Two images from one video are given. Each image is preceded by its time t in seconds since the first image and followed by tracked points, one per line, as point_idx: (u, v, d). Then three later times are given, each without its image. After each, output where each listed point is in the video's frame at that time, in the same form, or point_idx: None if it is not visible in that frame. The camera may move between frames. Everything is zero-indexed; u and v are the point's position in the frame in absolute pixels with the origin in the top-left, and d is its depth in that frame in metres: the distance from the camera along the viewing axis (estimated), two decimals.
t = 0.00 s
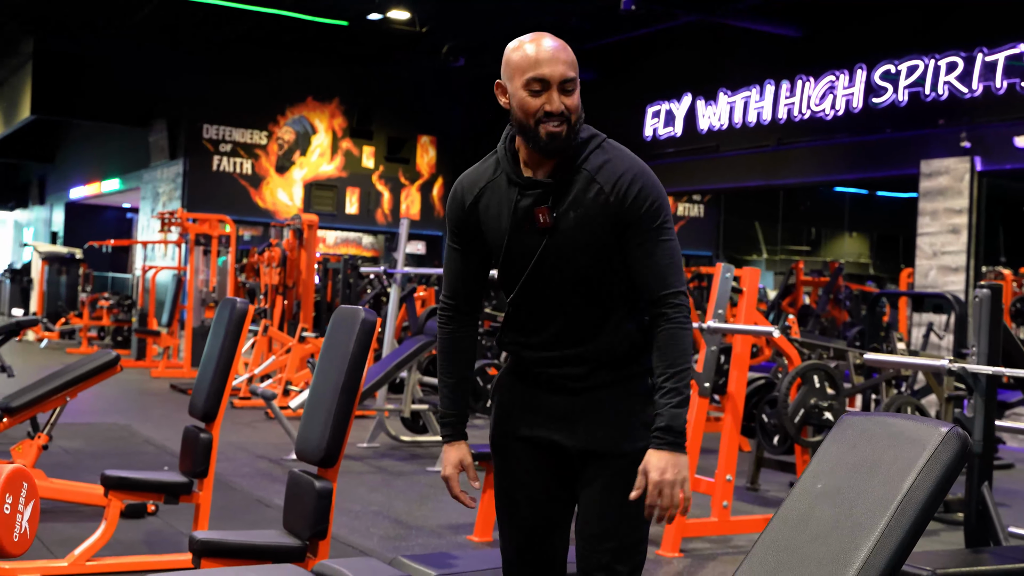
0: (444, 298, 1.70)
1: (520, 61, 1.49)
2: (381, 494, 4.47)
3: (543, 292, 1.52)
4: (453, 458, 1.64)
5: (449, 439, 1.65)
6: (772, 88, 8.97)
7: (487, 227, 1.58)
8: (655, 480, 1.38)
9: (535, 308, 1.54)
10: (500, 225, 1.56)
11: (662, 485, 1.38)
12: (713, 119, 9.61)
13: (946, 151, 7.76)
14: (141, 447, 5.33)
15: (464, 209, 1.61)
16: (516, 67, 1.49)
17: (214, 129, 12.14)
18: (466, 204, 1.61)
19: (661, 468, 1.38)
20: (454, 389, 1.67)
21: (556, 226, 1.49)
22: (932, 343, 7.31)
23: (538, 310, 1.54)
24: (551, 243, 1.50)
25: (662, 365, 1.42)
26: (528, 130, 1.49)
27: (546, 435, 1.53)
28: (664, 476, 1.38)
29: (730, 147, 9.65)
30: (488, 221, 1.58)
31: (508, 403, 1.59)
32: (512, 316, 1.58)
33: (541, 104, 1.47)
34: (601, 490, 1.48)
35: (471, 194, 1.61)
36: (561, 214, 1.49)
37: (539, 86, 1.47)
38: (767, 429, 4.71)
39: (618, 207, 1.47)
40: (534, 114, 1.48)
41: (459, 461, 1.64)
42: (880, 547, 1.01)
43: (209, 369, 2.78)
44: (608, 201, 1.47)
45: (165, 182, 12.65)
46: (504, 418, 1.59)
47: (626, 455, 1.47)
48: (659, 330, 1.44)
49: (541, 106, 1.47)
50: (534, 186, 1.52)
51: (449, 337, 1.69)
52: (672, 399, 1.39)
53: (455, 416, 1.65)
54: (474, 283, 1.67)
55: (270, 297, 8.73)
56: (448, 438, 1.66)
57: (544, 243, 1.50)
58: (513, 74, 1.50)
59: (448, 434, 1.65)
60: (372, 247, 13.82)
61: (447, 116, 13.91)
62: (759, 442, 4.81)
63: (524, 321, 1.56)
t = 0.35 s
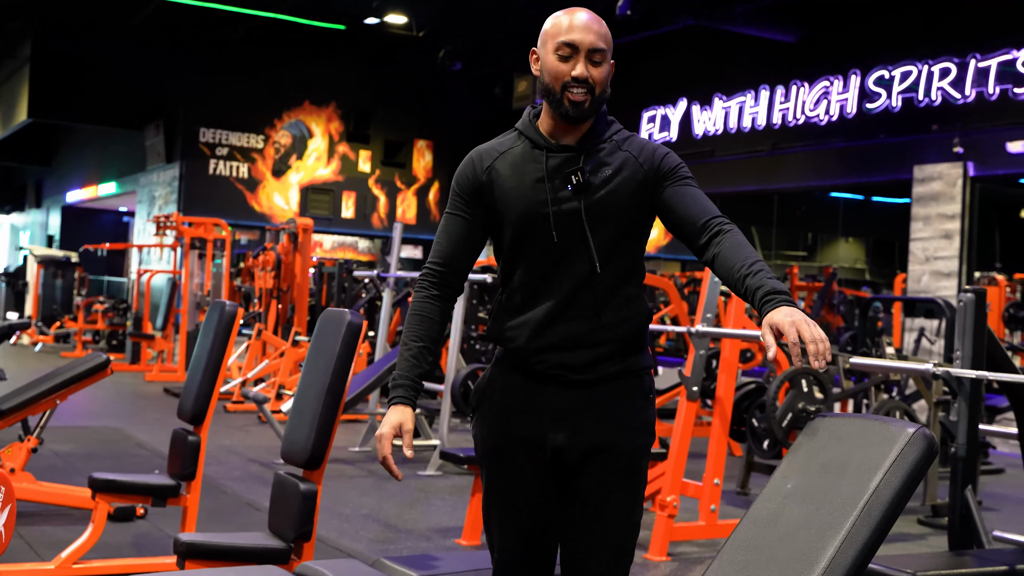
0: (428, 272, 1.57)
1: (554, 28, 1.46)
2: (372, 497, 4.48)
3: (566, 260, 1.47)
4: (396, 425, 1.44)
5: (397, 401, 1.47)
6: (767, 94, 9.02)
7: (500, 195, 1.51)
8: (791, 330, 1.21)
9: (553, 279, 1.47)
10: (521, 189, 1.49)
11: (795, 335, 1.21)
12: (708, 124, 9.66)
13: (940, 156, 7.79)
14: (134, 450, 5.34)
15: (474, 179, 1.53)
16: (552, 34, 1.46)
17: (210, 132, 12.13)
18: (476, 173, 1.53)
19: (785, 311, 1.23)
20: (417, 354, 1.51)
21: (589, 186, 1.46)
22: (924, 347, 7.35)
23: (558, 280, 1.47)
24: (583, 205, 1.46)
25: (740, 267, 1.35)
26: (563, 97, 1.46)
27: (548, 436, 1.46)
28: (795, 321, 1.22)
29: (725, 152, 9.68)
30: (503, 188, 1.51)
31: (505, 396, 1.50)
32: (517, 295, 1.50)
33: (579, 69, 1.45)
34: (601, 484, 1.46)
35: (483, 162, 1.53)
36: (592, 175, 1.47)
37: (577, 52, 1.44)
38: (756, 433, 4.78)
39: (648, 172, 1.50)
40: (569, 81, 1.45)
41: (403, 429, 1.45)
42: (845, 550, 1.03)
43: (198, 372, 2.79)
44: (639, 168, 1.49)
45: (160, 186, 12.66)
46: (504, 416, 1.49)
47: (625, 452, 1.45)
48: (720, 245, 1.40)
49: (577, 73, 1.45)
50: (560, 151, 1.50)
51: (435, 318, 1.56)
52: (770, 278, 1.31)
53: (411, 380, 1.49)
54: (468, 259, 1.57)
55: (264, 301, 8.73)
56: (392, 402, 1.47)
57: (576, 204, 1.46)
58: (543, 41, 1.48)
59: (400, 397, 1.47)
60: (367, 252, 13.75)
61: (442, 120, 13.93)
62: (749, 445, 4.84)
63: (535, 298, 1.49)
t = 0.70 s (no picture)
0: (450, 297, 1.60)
1: (546, 46, 1.44)
2: (353, 510, 4.48)
3: (563, 278, 1.45)
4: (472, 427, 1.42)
5: (457, 411, 1.45)
6: (746, 104, 9.04)
7: (502, 214, 1.52)
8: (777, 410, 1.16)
9: (553, 299, 1.46)
10: (521, 208, 1.49)
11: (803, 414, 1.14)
12: (688, 135, 9.64)
13: (918, 164, 7.87)
14: (114, 464, 5.31)
15: (479, 199, 1.56)
16: (544, 52, 1.45)
17: (191, 146, 12.10)
18: (481, 194, 1.56)
19: (776, 385, 1.17)
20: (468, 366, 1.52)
21: (584, 203, 1.45)
22: (904, 354, 7.42)
23: (558, 299, 1.46)
24: (579, 222, 1.45)
25: (721, 316, 1.28)
26: (560, 120, 1.44)
27: (546, 456, 1.45)
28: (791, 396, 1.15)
29: (706, 161, 9.75)
30: (506, 207, 1.52)
31: (508, 414, 1.50)
32: (522, 315, 1.50)
33: (569, 87, 1.42)
34: (600, 504, 1.44)
35: (488, 182, 1.56)
36: (589, 191, 1.45)
37: (567, 71, 1.42)
38: (737, 442, 4.96)
39: (646, 189, 1.45)
40: (560, 101, 1.43)
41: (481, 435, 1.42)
42: (808, 560, 1.05)
43: (175, 384, 2.79)
44: (637, 183, 1.45)
45: (142, 200, 12.61)
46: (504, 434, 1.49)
47: (624, 471, 1.44)
48: (703, 284, 1.32)
49: (568, 91, 1.42)
50: (558, 168, 1.48)
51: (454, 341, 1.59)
52: (753, 340, 1.23)
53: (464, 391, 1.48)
54: (484, 280, 1.58)
55: (245, 315, 8.71)
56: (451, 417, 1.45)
57: (572, 222, 1.45)
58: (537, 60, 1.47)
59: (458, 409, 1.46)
60: (350, 264, 13.49)
61: (424, 132, 13.95)
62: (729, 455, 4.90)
63: (536, 319, 1.49)
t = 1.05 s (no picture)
0: (444, 304, 1.58)
1: (553, 45, 1.45)
2: (346, 513, 4.48)
3: (568, 283, 1.44)
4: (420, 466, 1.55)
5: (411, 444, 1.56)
6: (741, 105, 9.15)
7: (504, 218, 1.50)
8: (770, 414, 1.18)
9: (558, 304, 1.45)
10: (523, 212, 1.48)
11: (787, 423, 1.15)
12: (683, 136, 9.75)
13: (912, 165, 7.89)
14: (111, 469, 5.33)
15: (477, 203, 1.54)
16: (549, 50, 1.46)
17: (186, 150, 12.09)
18: (480, 197, 1.54)
19: (773, 393, 1.19)
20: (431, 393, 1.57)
21: (590, 205, 1.44)
22: (899, 355, 7.44)
23: (563, 304, 1.45)
24: (585, 225, 1.44)
25: (725, 325, 1.29)
26: (559, 115, 1.45)
27: (552, 463, 1.43)
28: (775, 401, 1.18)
29: (700, 163, 9.77)
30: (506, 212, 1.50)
31: (511, 421, 1.48)
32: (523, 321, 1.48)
33: (574, 87, 1.44)
34: (605, 508, 1.44)
35: (486, 185, 1.54)
36: (594, 195, 1.45)
37: (572, 70, 1.43)
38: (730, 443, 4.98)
39: (653, 194, 1.46)
40: (567, 100, 1.44)
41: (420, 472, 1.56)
42: (788, 559, 1.05)
43: (166, 389, 2.79)
44: (643, 189, 1.46)
45: (137, 204, 12.61)
46: (508, 442, 1.47)
47: (628, 477, 1.44)
48: (708, 292, 1.34)
49: (573, 90, 1.44)
50: (561, 172, 1.48)
51: (451, 350, 1.57)
52: (755, 348, 1.25)
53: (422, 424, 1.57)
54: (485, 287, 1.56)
55: (240, 318, 8.70)
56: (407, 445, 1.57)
57: (578, 225, 1.45)
58: (542, 59, 1.47)
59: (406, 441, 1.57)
60: (347, 267, 13.43)
61: (420, 134, 13.94)
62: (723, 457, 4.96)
63: (540, 327, 1.47)
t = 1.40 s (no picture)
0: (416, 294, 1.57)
1: (533, 42, 1.46)
2: (322, 513, 4.48)
3: (537, 277, 1.45)
4: (443, 450, 1.42)
5: (429, 429, 1.45)
6: (715, 104, 9.20)
7: (477, 210, 1.50)
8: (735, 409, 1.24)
9: (526, 298, 1.46)
10: (497, 205, 1.48)
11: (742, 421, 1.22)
12: (658, 135, 9.79)
13: (885, 162, 7.97)
14: (85, 471, 5.30)
15: (452, 193, 1.54)
16: (529, 47, 1.46)
17: (161, 150, 12.01)
18: (455, 188, 1.54)
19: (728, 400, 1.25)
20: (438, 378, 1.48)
21: (561, 203, 1.46)
22: (872, 351, 7.53)
23: (531, 300, 1.46)
24: (556, 222, 1.46)
25: (690, 342, 1.37)
26: (537, 113, 1.46)
27: (520, 461, 1.44)
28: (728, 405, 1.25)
29: (675, 161, 9.83)
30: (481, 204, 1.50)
31: (476, 420, 1.48)
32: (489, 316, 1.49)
33: (553, 86, 1.44)
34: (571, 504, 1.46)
35: (462, 176, 1.54)
36: (567, 193, 1.47)
37: (551, 70, 1.44)
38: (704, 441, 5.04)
39: (626, 197, 1.49)
40: (545, 100, 1.45)
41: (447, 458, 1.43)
42: (748, 550, 1.08)
43: (138, 388, 2.78)
44: (617, 191, 1.49)
45: (112, 205, 12.51)
46: (473, 442, 1.47)
47: (592, 475, 1.46)
48: (677, 310, 1.41)
49: (552, 89, 1.44)
50: (537, 168, 1.49)
51: (436, 339, 1.52)
52: (718, 358, 1.33)
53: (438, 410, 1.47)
54: (455, 278, 1.54)
55: (216, 319, 8.66)
56: (424, 432, 1.45)
57: (549, 221, 1.46)
58: (521, 58, 1.48)
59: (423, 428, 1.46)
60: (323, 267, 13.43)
61: (396, 134, 13.92)
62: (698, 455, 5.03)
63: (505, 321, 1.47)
